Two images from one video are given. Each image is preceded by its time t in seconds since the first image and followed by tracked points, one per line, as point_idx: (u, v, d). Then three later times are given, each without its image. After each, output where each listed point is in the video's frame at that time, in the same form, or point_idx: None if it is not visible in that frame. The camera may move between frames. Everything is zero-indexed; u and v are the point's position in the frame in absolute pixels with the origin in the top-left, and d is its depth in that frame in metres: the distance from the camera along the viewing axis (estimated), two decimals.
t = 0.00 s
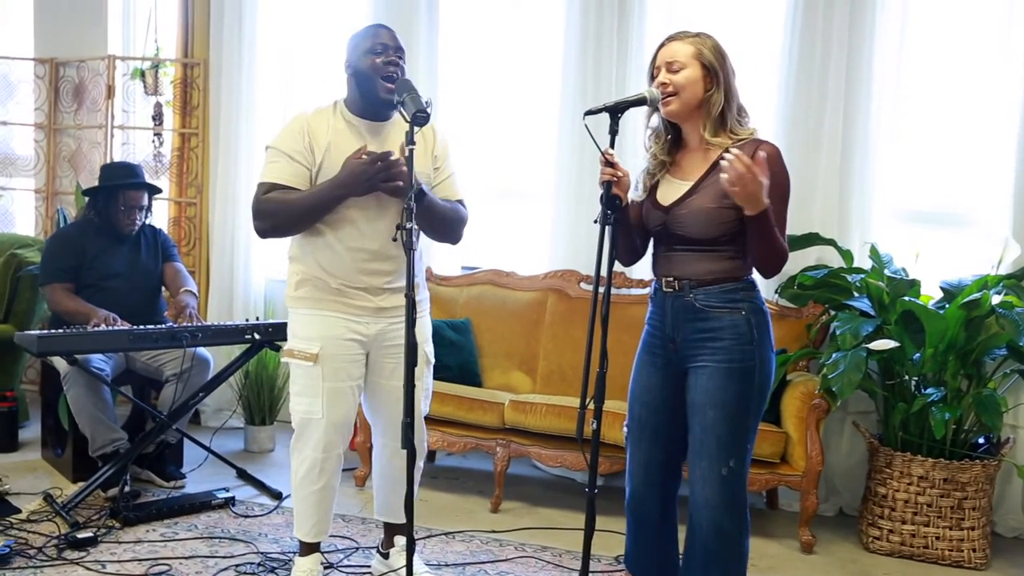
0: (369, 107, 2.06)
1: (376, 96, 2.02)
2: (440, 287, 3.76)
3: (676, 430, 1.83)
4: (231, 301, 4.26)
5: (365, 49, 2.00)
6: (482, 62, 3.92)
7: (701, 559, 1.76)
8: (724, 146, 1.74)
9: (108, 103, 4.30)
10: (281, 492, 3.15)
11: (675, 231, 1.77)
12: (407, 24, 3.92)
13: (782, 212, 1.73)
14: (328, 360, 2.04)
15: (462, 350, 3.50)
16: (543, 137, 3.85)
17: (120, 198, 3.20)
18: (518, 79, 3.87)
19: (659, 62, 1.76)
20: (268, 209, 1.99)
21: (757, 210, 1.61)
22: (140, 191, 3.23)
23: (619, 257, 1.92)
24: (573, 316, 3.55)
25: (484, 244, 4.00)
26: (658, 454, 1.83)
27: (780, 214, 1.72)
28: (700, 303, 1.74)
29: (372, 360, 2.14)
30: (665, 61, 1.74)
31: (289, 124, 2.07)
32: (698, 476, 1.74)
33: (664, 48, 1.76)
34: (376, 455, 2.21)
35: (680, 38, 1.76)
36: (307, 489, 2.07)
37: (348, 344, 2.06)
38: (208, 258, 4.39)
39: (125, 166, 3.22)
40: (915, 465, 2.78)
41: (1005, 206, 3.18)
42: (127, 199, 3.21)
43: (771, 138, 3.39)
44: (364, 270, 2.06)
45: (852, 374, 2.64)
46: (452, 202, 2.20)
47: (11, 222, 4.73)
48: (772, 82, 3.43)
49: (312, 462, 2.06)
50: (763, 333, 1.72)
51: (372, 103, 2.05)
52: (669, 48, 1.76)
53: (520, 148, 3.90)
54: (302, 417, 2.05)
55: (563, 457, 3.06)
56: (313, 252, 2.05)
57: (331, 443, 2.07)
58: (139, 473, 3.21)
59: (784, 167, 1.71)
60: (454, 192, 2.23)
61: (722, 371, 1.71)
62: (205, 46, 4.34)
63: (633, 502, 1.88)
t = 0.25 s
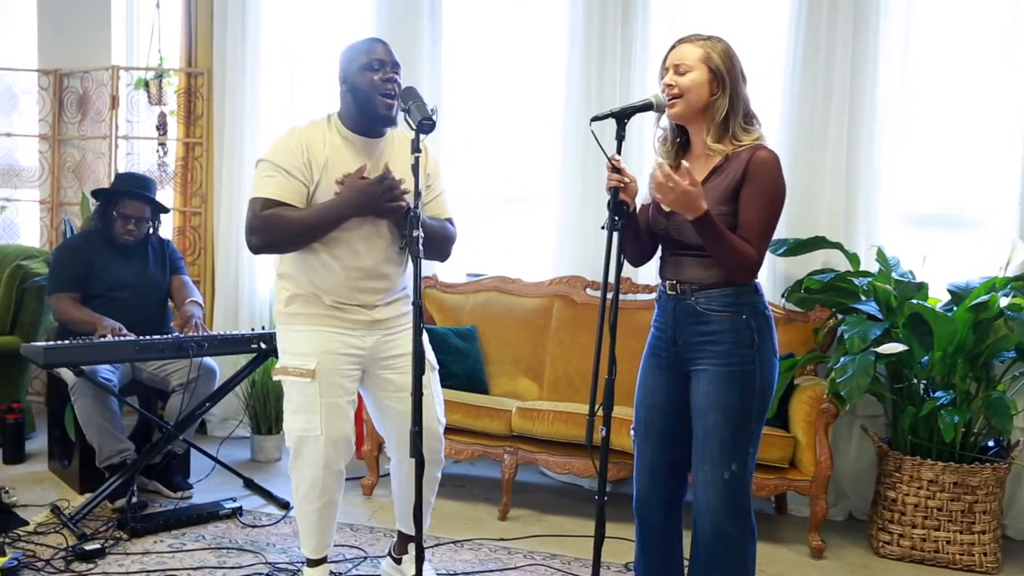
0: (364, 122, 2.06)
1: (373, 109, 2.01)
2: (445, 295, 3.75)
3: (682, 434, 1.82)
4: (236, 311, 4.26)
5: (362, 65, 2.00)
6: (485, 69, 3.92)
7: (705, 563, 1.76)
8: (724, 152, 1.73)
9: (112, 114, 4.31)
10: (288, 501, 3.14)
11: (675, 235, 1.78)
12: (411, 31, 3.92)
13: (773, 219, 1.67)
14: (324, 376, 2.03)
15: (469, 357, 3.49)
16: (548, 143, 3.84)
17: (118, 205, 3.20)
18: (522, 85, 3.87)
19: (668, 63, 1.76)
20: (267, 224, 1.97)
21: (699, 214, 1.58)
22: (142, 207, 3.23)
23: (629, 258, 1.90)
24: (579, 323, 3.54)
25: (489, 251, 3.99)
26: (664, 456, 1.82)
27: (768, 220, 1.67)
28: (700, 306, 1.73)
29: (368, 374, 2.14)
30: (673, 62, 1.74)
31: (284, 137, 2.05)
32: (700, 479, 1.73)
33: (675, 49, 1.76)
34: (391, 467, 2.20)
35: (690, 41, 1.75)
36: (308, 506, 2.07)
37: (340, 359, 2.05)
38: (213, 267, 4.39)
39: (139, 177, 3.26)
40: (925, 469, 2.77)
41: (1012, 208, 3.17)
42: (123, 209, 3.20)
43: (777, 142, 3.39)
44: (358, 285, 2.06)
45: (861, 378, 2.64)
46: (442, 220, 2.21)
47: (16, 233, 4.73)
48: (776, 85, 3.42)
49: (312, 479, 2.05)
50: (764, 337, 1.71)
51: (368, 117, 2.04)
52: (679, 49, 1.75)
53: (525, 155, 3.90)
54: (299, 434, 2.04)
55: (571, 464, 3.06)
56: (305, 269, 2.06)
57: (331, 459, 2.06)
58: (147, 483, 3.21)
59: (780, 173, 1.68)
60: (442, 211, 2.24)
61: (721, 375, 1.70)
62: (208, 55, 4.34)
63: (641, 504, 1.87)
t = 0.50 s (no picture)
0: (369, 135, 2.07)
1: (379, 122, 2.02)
2: (451, 308, 3.75)
3: (683, 443, 1.81)
4: (242, 327, 4.25)
5: (366, 81, 2.01)
6: (488, 81, 3.93)
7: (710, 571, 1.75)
8: (727, 165, 1.73)
9: (116, 131, 4.32)
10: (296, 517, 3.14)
11: (677, 245, 1.76)
12: (413, 44, 3.92)
13: (771, 231, 1.68)
14: (336, 392, 2.02)
15: (475, 371, 3.49)
16: (551, 155, 3.85)
17: (127, 219, 3.21)
18: (525, 97, 3.88)
19: (677, 70, 1.76)
20: (278, 238, 1.95)
21: (693, 221, 1.59)
22: (151, 220, 3.25)
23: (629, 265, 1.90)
24: (585, 335, 3.54)
25: (493, 264, 3.99)
26: (667, 465, 1.82)
27: (767, 234, 1.68)
28: (699, 316, 1.72)
29: (378, 390, 2.14)
30: (682, 70, 1.75)
31: (291, 153, 2.05)
32: (703, 489, 1.73)
33: (685, 56, 1.76)
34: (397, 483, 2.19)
35: (701, 49, 1.75)
36: (319, 522, 2.06)
37: (351, 375, 2.04)
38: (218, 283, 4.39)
39: (141, 193, 3.26)
40: (935, 478, 2.75)
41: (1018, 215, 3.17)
42: (131, 224, 3.22)
43: (781, 151, 3.39)
44: (368, 299, 2.07)
45: (869, 388, 2.62)
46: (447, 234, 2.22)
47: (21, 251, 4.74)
48: (780, 95, 3.42)
49: (323, 496, 2.04)
50: (762, 345, 1.70)
51: (373, 129, 2.05)
52: (689, 57, 1.75)
53: (529, 167, 3.90)
54: (310, 451, 2.03)
55: (579, 477, 3.04)
56: (315, 285, 2.05)
57: (343, 475, 2.05)
58: (153, 501, 3.20)
59: (781, 188, 1.68)
60: (446, 225, 2.25)
61: (722, 384, 1.69)
62: (212, 71, 4.35)
63: (644, 516, 1.86)
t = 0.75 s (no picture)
0: (383, 140, 2.06)
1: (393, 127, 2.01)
2: (454, 316, 3.75)
3: (682, 448, 1.80)
4: (245, 339, 4.25)
5: (377, 87, 2.00)
6: (488, 90, 3.94)
7: None
8: (734, 173, 1.73)
9: (117, 145, 4.33)
10: (302, 529, 3.13)
11: (681, 253, 1.75)
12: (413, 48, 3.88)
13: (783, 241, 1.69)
14: (352, 398, 2.02)
15: (479, 379, 3.48)
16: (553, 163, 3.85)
17: (136, 249, 3.19)
18: (525, 105, 3.88)
19: (680, 78, 1.76)
20: (296, 243, 1.97)
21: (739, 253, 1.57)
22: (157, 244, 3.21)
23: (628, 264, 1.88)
24: (589, 342, 3.53)
25: (496, 272, 3.99)
26: (669, 470, 1.81)
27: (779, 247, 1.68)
28: (702, 322, 1.72)
29: (395, 396, 2.12)
30: (685, 78, 1.74)
31: (305, 162, 2.06)
32: (701, 493, 1.71)
33: (687, 64, 1.76)
34: (398, 491, 2.17)
35: (704, 58, 1.75)
36: (331, 526, 2.04)
37: (368, 380, 2.04)
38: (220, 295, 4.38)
39: (144, 215, 3.20)
40: (942, 481, 2.74)
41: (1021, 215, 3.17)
42: (142, 252, 3.20)
43: (783, 155, 3.39)
44: (385, 305, 2.06)
45: (875, 391, 2.61)
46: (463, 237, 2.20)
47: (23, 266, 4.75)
48: (781, 99, 3.42)
49: (336, 499, 2.03)
50: (764, 350, 1.71)
51: (389, 134, 2.04)
52: (691, 65, 1.75)
53: (530, 175, 3.91)
54: (325, 455, 2.03)
55: (585, 484, 3.04)
56: (336, 290, 2.05)
57: (356, 480, 2.04)
58: (159, 514, 3.20)
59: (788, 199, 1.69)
60: (462, 228, 2.24)
61: (726, 388, 1.69)
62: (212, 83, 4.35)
63: (648, 523, 1.85)
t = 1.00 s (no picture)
0: (393, 142, 2.07)
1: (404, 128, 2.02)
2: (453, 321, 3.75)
3: (691, 451, 1.79)
4: (243, 348, 4.24)
5: (387, 89, 2.00)
6: (483, 94, 3.94)
7: None
8: (739, 171, 1.73)
9: (112, 156, 4.32)
10: (305, 537, 3.12)
11: (688, 254, 1.74)
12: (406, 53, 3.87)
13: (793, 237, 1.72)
14: (367, 401, 2.01)
15: (479, 384, 3.48)
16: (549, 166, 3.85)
17: (128, 264, 3.16)
18: (520, 109, 3.88)
19: (673, 81, 1.75)
20: (307, 247, 1.98)
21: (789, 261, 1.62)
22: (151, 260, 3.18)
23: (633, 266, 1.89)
24: (588, 344, 3.53)
25: (494, 276, 3.99)
26: (679, 473, 1.80)
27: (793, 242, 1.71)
28: (712, 323, 1.71)
29: (410, 401, 2.10)
30: (679, 81, 1.73)
31: (316, 171, 2.08)
32: (715, 495, 1.70)
33: (678, 67, 1.75)
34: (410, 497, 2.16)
35: (694, 59, 1.75)
36: (343, 530, 2.04)
37: (387, 384, 2.02)
38: (218, 304, 4.37)
39: (141, 230, 3.19)
40: (946, 476, 2.74)
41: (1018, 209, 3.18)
42: (134, 268, 3.17)
43: (778, 154, 3.39)
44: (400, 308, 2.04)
45: (877, 387, 2.61)
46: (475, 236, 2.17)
47: (19, 279, 4.74)
48: (776, 98, 3.43)
49: (348, 503, 2.03)
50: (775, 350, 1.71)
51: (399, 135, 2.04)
52: (683, 67, 1.74)
53: (526, 179, 3.91)
54: (340, 458, 2.02)
55: (589, 486, 3.03)
56: (352, 295, 2.05)
57: (368, 485, 2.03)
58: (161, 526, 3.18)
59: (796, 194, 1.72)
60: (474, 229, 2.21)
61: (739, 389, 1.69)
62: (206, 92, 4.33)
63: (658, 525, 1.85)
